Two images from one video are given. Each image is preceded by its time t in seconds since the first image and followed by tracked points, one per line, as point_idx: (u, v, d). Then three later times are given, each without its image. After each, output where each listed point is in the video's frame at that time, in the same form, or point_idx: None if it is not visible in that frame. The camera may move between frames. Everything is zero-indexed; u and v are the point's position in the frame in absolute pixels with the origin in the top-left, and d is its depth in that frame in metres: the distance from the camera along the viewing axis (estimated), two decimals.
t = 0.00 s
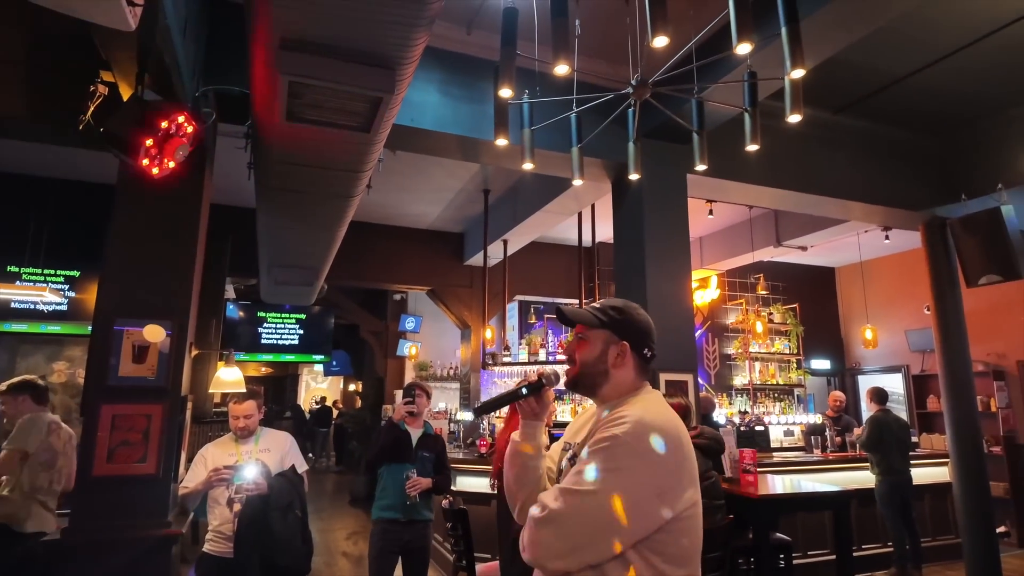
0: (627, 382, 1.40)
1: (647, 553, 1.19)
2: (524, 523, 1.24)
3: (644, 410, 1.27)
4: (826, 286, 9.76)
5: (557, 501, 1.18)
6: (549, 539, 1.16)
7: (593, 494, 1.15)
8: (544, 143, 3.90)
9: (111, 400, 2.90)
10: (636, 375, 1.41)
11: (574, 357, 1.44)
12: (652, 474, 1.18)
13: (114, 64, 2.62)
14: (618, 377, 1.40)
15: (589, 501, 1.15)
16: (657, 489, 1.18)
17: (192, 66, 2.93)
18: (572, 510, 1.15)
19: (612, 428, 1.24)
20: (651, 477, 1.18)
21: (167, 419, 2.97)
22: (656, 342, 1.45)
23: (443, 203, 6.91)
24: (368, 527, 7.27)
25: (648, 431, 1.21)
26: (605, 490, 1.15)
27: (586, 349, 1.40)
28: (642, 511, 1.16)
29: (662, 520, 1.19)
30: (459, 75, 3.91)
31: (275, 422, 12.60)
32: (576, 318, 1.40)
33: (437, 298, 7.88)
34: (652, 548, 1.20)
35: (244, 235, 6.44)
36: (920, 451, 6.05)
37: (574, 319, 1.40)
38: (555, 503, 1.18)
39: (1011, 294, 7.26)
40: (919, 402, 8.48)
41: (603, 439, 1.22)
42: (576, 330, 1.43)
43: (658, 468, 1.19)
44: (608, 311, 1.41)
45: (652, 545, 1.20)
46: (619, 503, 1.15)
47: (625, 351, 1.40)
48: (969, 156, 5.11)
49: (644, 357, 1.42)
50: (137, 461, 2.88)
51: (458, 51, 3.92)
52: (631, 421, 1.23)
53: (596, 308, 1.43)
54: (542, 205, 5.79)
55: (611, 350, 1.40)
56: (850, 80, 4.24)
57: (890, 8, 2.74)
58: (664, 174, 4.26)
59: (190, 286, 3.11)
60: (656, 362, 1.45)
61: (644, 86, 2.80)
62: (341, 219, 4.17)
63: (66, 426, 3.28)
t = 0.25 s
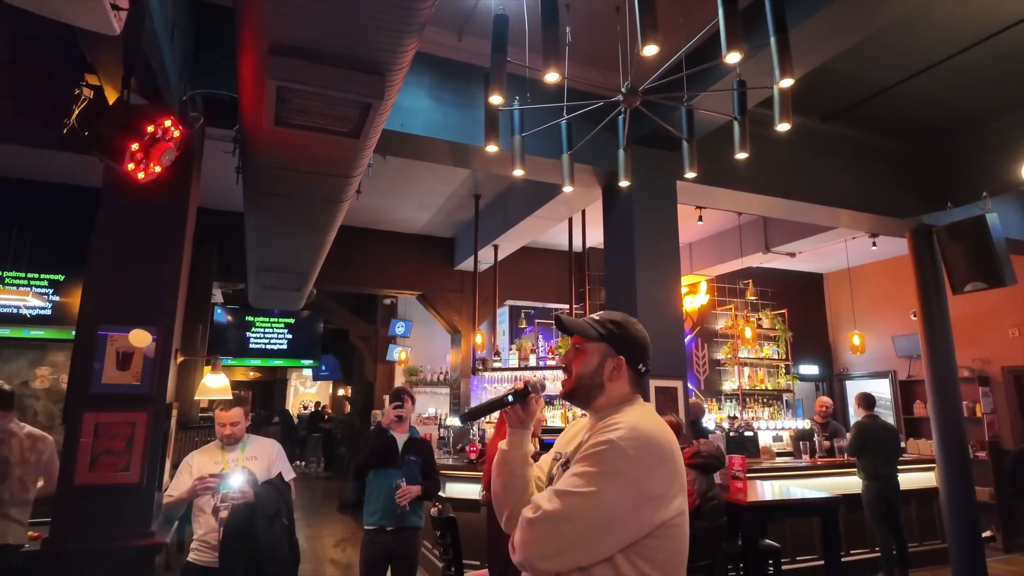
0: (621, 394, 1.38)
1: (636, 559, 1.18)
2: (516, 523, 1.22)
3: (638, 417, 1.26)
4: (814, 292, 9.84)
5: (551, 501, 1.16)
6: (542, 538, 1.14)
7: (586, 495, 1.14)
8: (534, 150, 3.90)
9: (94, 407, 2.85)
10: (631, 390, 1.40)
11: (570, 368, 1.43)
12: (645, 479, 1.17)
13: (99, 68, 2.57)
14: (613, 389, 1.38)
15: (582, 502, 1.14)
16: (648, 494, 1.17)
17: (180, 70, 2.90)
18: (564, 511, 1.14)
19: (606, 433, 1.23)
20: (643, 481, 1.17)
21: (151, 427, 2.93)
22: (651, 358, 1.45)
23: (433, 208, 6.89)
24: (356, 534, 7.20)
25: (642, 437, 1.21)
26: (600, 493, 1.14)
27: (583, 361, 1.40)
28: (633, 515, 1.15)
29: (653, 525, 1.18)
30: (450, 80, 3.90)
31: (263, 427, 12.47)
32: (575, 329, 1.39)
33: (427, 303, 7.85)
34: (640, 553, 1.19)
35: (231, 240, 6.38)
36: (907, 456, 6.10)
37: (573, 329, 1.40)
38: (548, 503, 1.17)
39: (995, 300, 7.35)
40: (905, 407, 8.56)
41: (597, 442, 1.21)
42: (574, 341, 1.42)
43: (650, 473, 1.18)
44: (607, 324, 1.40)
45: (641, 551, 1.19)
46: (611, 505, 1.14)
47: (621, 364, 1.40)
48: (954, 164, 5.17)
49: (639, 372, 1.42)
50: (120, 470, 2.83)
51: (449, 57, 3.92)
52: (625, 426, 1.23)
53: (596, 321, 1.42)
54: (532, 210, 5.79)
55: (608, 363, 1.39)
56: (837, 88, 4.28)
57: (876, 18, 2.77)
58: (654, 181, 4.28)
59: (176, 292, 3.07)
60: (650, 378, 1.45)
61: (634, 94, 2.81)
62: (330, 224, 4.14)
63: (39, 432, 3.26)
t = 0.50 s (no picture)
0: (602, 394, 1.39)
1: (627, 553, 1.17)
2: (507, 528, 1.22)
3: (618, 414, 1.27)
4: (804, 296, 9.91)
5: (539, 503, 1.16)
6: (533, 540, 1.14)
7: (572, 493, 1.13)
8: (527, 152, 3.91)
9: (80, 410, 2.81)
10: (612, 389, 1.41)
11: (551, 369, 1.42)
12: (629, 474, 1.17)
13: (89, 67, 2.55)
14: (594, 389, 1.39)
15: (568, 501, 1.13)
16: (634, 488, 1.17)
17: (170, 70, 2.88)
18: (551, 511, 1.13)
19: (589, 432, 1.23)
20: (628, 476, 1.17)
21: (139, 430, 2.89)
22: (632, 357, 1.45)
23: (425, 211, 6.88)
24: (346, 539, 7.15)
25: (623, 432, 1.21)
26: (587, 490, 1.13)
27: (562, 362, 1.40)
28: (620, 509, 1.15)
29: (642, 518, 1.18)
30: (442, 83, 3.90)
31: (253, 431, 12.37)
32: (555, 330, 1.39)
33: (418, 306, 7.82)
34: (632, 548, 1.18)
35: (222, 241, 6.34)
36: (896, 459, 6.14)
37: (554, 330, 1.40)
38: (537, 506, 1.16)
39: (983, 304, 7.43)
40: (895, 411, 8.62)
41: (580, 441, 1.21)
42: (554, 343, 1.42)
43: (634, 466, 1.18)
44: (588, 325, 1.40)
45: (632, 545, 1.18)
46: (597, 502, 1.13)
47: (601, 364, 1.40)
48: (942, 170, 5.23)
49: (619, 371, 1.42)
50: (108, 473, 2.79)
51: (441, 59, 3.92)
52: (606, 423, 1.23)
53: (576, 322, 1.42)
54: (525, 213, 5.79)
55: (588, 363, 1.39)
56: (827, 94, 4.32)
57: (867, 24, 2.80)
58: (646, 184, 4.29)
59: (166, 294, 3.04)
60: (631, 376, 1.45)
61: (627, 96, 2.81)
62: (321, 226, 4.13)
63: (5, 430, 3.38)
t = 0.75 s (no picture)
0: (597, 397, 1.37)
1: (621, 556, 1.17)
2: (501, 531, 1.20)
3: (613, 417, 1.27)
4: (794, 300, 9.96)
5: (536, 505, 1.14)
6: (528, 542, 1.12)
7: (567, 495, 1.12)
8: (520, 155, 3.91)
9: (67, 412, 2.77)
10: (607, 391, 1.39)
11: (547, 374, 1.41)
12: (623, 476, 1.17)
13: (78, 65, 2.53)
14: (589, 392, 1.37)
15: (563, 503, 1.12)
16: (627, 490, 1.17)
17: (161, 69, 2.86)
18: (546, 514, 1.12)
19: (583, 435, 1.22)
20: (622, 478, 1.16)
21: (127, 433, 2.86)
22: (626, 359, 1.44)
23: (418, 213, 6.86)
24: (337, 543, 7.10)
25: (617, 435, 1.21)
26: (583, 491, 1.13)
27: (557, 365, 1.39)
28: (615, 511, 1.14)
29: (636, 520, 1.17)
30: (436, 85, 3.89)
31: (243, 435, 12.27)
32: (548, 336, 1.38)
33: (411, 308, 7.80)
34: (625, 551, 1.17)
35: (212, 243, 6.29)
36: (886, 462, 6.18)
37: (547, 335, 1.39)
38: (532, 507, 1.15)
39: (971, 308, 7.50)
40: (885, 414, 8.68)
41: (574, 444, 1.20)
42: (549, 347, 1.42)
43: (627, 469, 1.18)
44: (582, 329, 1.40)
45: (626, 548, 1.17)
46: (592, 505, 1.12)
47: (597, 366, 1.39)
48: (931, 175, 5.28)
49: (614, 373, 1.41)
50: (94, 476, 2.75)
51: (435, 61, 3.92)
52: (601, 426, 1.23)
53: (569, 326, 1.42)
54: (518, 216, 5.79)
55: (582, 365, 1.38)
56: (818, 98, 4.35)
57: (859, 29, 2.82)
58: (638, 187, 4.30)
59: (156, 295, 3.01)
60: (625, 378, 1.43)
61: (620, 99, 2.82)
62: (313, 227, 4.10)
63: None
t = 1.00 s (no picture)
0: (599, 404, 1.35)
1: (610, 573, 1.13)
2: (490, 538, 1.19)
3: (613, 427, 1.24)
4: (785, 303, 10.01)
5: (524, 515, 1.13)
6: (513, 552, 1.12)
7: (558, 507, 1.11)
8: (513, 159, 3.90)
9: (51, 418, 2.72)
10: (610, 399, 1.37)
11: (549, 379, 1.39)
12: (617, 491, 1.14)
13: (63, 66, 2.49)
14: (591, 399, 1.35)
15: (553, 515, 1.11)
16: (621, 505, 1.14)
17: (150, 70, 2.82)
18: (535, 525, 1.11)
19: (579, 446, 1.20)
20: (615, 492, 1.14)
21: (113, 439, 2.81)
22: (630, 366, 1.42)
23: (410, 216, 6.84)
24: (328, 548, 7.04)
25: (615, 448, 1.18)
26: (571, 504, 1.11)
27: (560, 371, 1.37)
28: (606, 526, 1.12)
29: (628, 537, 1.14)
30: (429, 88, 3.88)
31: (232, 439, 12.16)
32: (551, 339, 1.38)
33: (403, 312, 7.76)
34: (618, 568, 1.14)
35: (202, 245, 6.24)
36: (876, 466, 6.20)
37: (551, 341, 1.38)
38: (522, 517, 1.14)
39: (960, 313, 7.56)
40: (875, 418, 8.73)
41: (570, 455, 1.18)
42: (552, 353, 1.41)
43: (622, 484, 1.15)
44: (585, 335, 1.39)
45: (618, 566, 1.14)
46: (581, 519, 1.11)
47: (599, 373, 1.37)
48: (922, 180, 5.32)
49: (616, 380, 1.39)
50: (78, 484, 2.70)
51: (428, 64, 3.90)
52: (598, 437, 1.20)
53: (573, 333, 1.41)
54: (510, 220, 5.77)
55: (585, 372, 1.36)
56: (810, 104, 4.37)
57: (850, 36, 2.83)
58: (631, 192, 4.30)
59: (143, 299, 2.96)
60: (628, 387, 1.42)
61: (613, 105, 2.82)
62: (304, 231, 4.07)
63: None
